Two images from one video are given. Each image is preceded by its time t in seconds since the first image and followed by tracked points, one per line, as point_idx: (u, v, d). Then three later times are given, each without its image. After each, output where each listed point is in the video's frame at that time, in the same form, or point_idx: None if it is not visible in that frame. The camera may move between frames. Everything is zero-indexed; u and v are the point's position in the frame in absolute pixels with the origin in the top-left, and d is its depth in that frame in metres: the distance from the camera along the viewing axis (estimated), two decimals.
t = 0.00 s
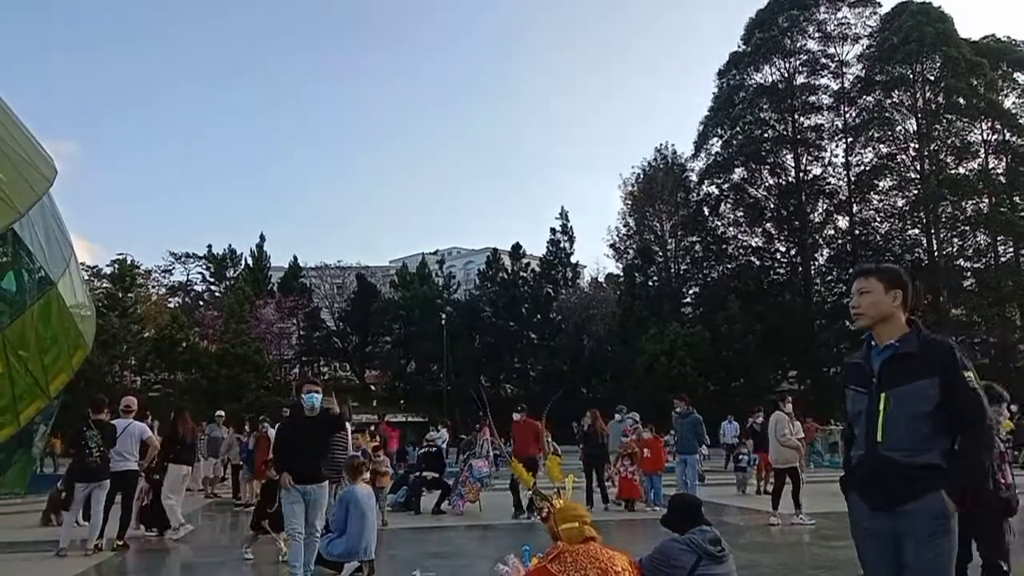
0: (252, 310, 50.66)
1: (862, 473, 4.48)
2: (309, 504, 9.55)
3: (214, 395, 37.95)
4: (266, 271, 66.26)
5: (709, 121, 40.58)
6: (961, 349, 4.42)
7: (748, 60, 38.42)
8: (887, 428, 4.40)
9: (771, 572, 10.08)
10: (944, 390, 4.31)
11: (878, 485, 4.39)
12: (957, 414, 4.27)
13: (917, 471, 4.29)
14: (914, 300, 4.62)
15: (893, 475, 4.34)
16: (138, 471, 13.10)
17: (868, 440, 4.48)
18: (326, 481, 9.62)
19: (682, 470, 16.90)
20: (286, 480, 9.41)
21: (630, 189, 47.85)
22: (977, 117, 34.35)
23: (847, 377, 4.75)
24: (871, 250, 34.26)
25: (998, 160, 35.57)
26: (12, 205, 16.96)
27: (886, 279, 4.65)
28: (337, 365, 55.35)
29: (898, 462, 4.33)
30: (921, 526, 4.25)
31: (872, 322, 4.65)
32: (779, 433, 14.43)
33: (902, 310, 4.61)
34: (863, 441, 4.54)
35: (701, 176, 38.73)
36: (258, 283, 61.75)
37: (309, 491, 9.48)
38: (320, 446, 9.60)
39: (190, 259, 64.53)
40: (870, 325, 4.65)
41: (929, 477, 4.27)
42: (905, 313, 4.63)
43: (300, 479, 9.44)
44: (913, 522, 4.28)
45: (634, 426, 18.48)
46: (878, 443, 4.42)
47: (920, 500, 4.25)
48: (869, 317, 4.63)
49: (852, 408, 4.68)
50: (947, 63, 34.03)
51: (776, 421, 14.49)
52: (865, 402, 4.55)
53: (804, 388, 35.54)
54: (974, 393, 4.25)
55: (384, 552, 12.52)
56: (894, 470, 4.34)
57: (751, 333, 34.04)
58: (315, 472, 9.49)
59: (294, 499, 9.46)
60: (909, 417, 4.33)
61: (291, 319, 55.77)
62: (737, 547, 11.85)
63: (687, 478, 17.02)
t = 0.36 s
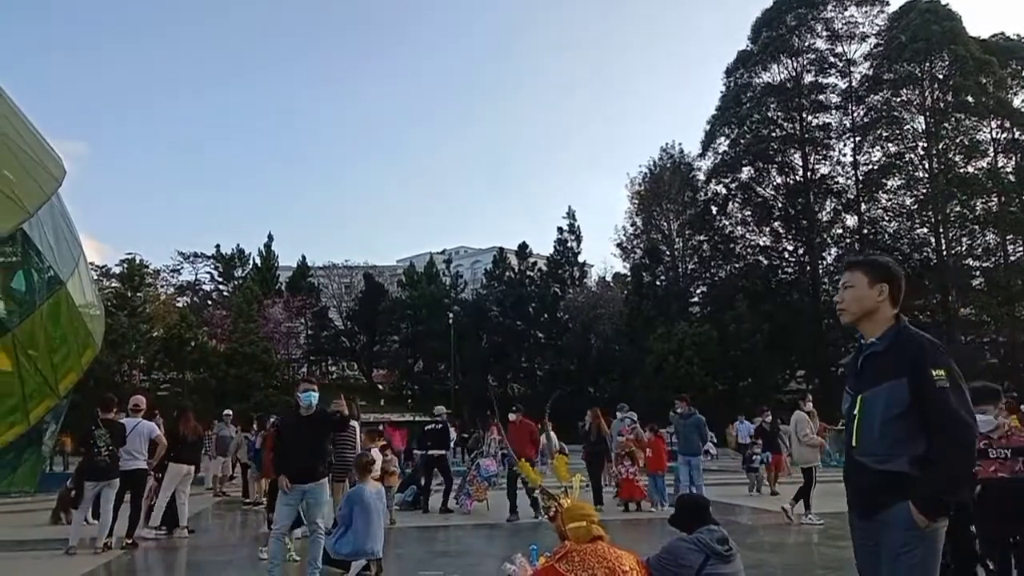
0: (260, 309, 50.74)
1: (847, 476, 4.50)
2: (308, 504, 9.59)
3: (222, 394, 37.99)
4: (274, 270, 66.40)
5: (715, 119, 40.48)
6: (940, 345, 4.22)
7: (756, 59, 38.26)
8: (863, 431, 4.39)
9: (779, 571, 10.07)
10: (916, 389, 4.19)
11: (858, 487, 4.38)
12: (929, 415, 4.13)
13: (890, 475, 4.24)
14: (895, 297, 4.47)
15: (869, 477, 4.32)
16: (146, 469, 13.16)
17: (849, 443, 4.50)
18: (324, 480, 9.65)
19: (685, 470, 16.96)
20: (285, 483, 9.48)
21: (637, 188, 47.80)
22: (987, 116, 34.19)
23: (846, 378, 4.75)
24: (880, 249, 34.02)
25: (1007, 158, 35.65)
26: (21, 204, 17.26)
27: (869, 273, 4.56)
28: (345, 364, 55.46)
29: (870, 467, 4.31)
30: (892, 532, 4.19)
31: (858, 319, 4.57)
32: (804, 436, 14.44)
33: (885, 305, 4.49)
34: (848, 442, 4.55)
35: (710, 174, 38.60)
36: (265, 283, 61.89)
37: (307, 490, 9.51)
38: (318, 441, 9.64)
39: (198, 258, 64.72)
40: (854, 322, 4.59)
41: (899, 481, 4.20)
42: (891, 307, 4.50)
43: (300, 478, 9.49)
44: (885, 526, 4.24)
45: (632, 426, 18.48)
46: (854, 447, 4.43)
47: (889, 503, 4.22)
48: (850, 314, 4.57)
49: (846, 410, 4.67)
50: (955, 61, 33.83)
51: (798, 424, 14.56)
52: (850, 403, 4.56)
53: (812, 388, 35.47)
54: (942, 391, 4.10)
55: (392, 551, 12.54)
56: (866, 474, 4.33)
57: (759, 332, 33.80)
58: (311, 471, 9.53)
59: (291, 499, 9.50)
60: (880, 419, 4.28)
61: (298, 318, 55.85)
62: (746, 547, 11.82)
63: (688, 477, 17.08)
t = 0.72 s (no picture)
0: (317, 311, 51.63)
1: (889, 481, 3.91)
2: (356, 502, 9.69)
3: (280, 395, 38.76)
4: (330, 272, 67.53)
5: (768, 115, 39.92)
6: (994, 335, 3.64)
7: (811, 52, 37.70)
8: (907, 430, 3.80)
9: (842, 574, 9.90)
10: (966, 385, 3.61)
11: (901, 494, 3.79)
12: (983, 414, 3.54)
13: (939, 481, 3.65)
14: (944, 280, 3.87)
15: (915, 484, 3.73)
16: (208, 468, 13.47)
17: (891, 443, 3.91)
18: (369, 480, 9.72)
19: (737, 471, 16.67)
20: (329, 487, 9.66)
21: (690, 186, 47.36)
22: None
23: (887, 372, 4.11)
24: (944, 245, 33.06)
25: None
26: (85, 211, 18.63)
27: (912, 255, 3.95)
28: (399, 365, 56.18)
29: (913, 470, 3.73)
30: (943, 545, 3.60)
31: (898, 307, 3.96)
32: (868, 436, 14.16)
33: (930, 291, 3.88)
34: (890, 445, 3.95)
35: (764, 170, 38.18)
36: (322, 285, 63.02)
37: (354, 488, 9.62)
38: (351, 438, 9.71)
39: (256, 262, 66.18)
40: (894, 313, 3.98)
41: (951, 489, 3.62)
42: (938, 294, 3.89)
43: (341, 479, 9.59)
44: (932, 539, 3.65)
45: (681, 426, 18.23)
46: (896, 447, 3.85)
47: (940, 514, 3.63)
48: (887, 303, 3.98)
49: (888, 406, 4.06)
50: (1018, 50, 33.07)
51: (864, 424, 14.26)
52: (891, 399, 3.96)
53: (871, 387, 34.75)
54: (999, 388, 3.50)
55: (448, 550, 12.64)
56: (909, 476, 3.75)
57: (818, 332, 32.95)
58: (356, 469, 9.63)
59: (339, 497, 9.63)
60: (926, 419, 3.69)
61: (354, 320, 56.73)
62: (806, 548, 11.65)
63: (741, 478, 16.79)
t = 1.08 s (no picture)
0: (389, 315, 52.45)
1: (919, 496, 3.64)
2: (425, 503, 9.81)
3: (355, 397, 39.49)
4: (402, 275, 68.53)
5: (845, 107, 39.08)
6: None
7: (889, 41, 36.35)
8: (943, 442, 3.54)
9: None
10: (1010, 392, 3.38)
11: (938, 510, 3.52)
12: None
13: (982, 497, 3.40)
14: (979, 281, 3.66)
15: (954, 501, 3.46)
16: (286, 469, 13.78)
17: (925, 455, 3.65)
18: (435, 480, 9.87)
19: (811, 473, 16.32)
20: (399, 488, 9.80)
21: (763, 182, 46.46)
22: None
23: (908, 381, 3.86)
24: None
25: None
26: (168, 221, 19.36)
27: (924, 260, 3.74)
28: (470, 367, 56.67)
29: (951, 485, 3.48)
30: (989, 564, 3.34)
31: (921, 311, 3.74)
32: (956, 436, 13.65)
33: (948, 294, 3.65)
34: (921, 458, 3.69)
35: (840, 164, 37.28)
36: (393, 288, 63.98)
37: (421, 489, 9.75)
38: (415, 439, 9.87)
39: (330, 266, 67.63)
40: (917, 317, 3.76)
41: (995, 506, 3.37)
42: (960, 297, 3.65)
43: (409, 479, 9.73)
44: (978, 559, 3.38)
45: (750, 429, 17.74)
46: (932, 461, 3.59)
47: (986, 532, 3.37)
48: (909, 307, 3.76)
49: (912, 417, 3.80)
50: None
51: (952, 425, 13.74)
52: (922, 409, 3.69)
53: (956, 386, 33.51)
54: None
55: (520, 552, 12.67)
56: (944, 491, 3.50)
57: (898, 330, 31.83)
58: (421, 471, 9.76)
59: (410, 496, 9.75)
60: (967, 429, 3.44)
61: (425, 322, 57.47)
62: (890, 553, 11.28)
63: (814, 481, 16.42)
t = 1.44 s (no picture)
0: (429, 316, 52.73)
1: (868, 488, 3.78)
2: (464, 504, 9.83)
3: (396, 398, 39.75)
4: (442, 277, 68.86)
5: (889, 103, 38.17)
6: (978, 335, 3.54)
7: (936, 35, 35.57)
8: (887, 434, 3.67)
9: None
10: (945, 387, 3.47)
11: (883, 502, 3.65)
12: (964, 417, 3.41)
13: (918, 489, 3.52)
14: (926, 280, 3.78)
15: (893, 493, 3.60)
16: (330, 469, 13.93)
17: (871, 449, 3.79)
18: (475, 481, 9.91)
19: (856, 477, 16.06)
20: (436, 490, 9.81)
21: (806, 180, 45.91)
22: None
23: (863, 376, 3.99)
24: None
25: None
26: (213, 226, 19.66)
27: (867, 263, 3.90)
28: (510, 368, 56.72)
29: (894, 479, 3.61)
30: (924, 556, 3.45)
31: (872, 312, 3.87)
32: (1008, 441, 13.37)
33: (886, 294, 3.77)
34: (869, 451, 3.82)
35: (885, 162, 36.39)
36: (434, 290, 64.32)
37: (461, 489, 9.79)
38: (454, 440, 9.91)
39: (372, 269, 68.20)
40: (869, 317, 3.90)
41: (931, 497, 3.48)
42: (901, 296, 3.75)
43: (448, 480, 9.78)
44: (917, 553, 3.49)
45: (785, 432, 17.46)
46: (876, 454, 3.72)
47: (921, 524, 3.49)
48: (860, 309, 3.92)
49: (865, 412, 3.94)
50: None
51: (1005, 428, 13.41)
52: (871, 402, 3.83)
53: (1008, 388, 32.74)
54: (978, 390, 3.39)
55: (562, 554, 12.65)
56: (887, 485, 3.64)
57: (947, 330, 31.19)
58: (462, 471, 9.80)
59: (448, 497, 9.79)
60: (906, 423, 3.57)
61: (465, 324, 57.67)
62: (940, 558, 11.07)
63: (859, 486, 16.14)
